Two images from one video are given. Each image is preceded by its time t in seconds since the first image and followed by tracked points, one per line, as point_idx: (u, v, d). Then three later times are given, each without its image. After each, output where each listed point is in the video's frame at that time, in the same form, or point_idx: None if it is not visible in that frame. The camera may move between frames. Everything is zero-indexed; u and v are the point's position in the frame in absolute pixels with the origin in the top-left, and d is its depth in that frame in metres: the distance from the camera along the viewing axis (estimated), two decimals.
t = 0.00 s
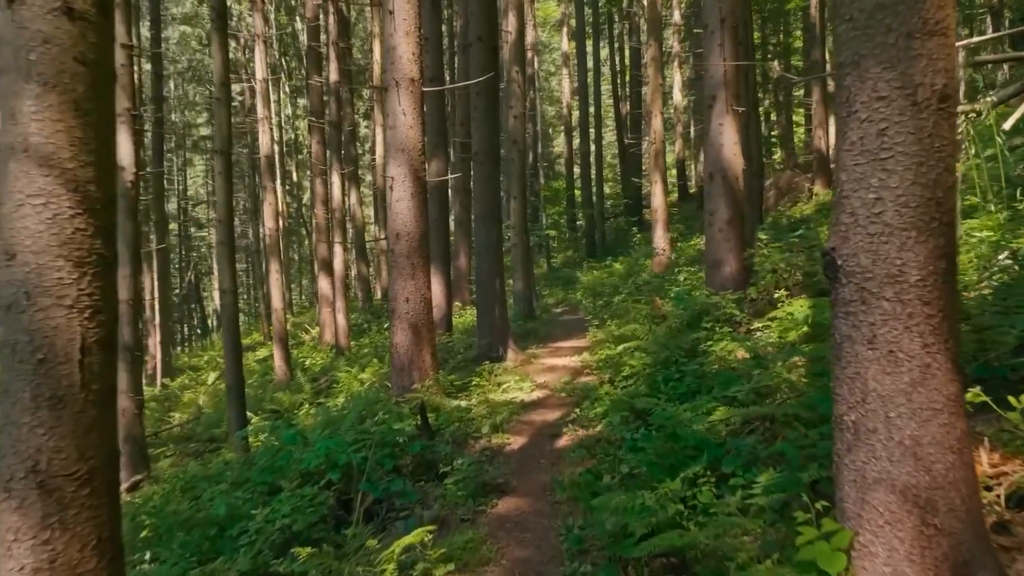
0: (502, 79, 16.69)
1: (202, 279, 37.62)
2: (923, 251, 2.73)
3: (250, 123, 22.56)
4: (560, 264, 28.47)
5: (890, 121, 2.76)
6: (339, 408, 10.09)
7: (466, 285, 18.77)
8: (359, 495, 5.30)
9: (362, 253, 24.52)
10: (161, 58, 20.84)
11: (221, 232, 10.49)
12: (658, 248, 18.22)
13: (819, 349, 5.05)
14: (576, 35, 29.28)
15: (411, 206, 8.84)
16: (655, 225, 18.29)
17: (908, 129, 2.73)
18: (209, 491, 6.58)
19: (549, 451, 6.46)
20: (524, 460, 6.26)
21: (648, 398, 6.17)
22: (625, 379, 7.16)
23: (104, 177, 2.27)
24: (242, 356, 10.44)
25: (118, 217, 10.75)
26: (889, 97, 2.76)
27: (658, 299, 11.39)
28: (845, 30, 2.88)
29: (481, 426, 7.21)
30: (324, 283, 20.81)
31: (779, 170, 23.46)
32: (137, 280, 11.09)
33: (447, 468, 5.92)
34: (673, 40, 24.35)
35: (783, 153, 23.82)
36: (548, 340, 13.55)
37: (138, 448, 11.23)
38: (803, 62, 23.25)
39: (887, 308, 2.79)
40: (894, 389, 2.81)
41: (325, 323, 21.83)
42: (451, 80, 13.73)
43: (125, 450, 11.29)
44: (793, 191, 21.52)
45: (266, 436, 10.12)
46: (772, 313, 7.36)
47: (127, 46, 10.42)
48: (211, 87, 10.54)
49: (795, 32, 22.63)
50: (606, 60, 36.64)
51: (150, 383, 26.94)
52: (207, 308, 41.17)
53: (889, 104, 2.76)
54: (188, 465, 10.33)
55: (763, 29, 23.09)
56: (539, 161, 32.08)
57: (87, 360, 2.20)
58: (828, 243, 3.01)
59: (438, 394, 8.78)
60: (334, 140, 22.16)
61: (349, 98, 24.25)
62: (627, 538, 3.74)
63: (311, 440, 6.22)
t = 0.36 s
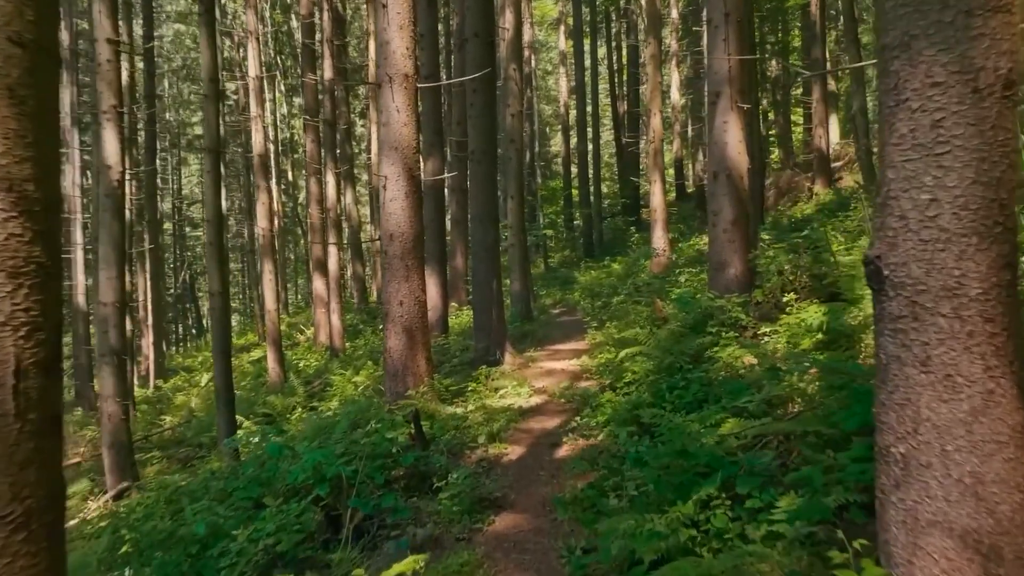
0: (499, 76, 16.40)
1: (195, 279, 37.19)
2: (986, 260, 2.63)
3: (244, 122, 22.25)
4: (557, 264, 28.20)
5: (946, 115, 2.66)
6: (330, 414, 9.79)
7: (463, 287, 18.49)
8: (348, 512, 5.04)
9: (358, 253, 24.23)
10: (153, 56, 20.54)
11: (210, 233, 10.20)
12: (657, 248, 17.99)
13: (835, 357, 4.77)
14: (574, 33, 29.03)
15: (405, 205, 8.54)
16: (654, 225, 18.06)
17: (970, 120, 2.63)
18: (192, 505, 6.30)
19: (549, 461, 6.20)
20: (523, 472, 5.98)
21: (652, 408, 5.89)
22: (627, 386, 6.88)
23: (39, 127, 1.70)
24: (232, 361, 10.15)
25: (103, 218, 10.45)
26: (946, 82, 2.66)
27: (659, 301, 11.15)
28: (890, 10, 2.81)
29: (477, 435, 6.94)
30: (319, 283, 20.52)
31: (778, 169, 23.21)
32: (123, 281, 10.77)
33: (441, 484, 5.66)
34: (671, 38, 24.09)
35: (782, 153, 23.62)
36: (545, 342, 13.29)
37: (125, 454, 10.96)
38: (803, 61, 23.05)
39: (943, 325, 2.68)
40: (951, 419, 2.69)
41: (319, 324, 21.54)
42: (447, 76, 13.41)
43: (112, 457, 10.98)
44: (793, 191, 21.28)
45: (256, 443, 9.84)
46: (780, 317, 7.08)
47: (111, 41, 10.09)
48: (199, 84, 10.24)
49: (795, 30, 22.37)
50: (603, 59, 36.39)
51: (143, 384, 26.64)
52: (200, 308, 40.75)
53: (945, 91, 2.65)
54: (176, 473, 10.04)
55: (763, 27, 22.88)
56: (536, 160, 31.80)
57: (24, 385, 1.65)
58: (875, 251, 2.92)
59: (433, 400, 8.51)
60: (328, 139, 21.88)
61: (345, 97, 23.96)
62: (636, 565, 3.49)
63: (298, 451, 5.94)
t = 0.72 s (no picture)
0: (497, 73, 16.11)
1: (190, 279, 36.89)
2: None
3: (237, 119, 21.93)
4: (554, 264, 27.96)
5: None
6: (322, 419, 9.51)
7: (459, 285, 18.45)
8: (336, 525, 4.77)
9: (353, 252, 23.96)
10: (145, 53, 20.27)
11: (198, 231, 9.88)
12: (656, 248, 17.75)
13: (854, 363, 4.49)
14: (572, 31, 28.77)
15: (398, 203, 8.24)
16: (654, 225, 17.81)
17: None
18: (172, 517, 5.99)
19: (548, 470, 5.94)
20: (521, 483, 5.71)
21: (657, 415, 5.61)
22: (630, 391, 6.59)
23: None
24: (221, 363, 9.86)
25: (87, 215, 10.10)
26: None
27: (660, 302, 10.89)
28: None
29: (474, 442, 6.67)
30: (313, 283, 20.24)
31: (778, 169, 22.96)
32: (110, 281, 10.43)
33: (433, 497, 5.43)
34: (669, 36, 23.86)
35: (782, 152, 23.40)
36: (543, 344, 13.03)
37: (112, 459, 10.62)
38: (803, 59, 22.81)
39: None
40: None
41: (314, 324, 21.26)
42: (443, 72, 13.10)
43: (98, 463, 10.63)
44: (794, 191, 21.01)
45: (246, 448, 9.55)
46: (789, 320, 6.81)
47: (96, 33, 9.74)
48: (187, 77, 9.91)
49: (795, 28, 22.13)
50: (602, 58, 36.14)
51: (136, 386, 26.35)
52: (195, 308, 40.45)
53: None
54: (162, 479, 9.74)
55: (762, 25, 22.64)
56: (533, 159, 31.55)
57: None
58: (940, 245, 2.39)
59: (427, 404, 8.22)
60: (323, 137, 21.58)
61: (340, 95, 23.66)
62: None
63: (283, 461, 5.65)
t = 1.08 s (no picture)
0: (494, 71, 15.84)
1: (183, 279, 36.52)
2: None
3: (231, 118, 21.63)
4: (550, 264, 27.71)
5: None
6: (312, 424, 9.23)
7: (456, 285, 18.19)
8: (325, 541, 4.48)
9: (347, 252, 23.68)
10: (139, 50, 19.99)
11: (187, 231, 9.57)
12: (655, 248, 17.50)
13: (873, 368, 4.24)
14: (570, 30, 28.54)
15: (392, 201, 7.96)
16: (653, 225, 17.58)
17: None
18: (154, 530, 5.71)
19: (548, 480, 5.69)
20: (519, 495, 5.44)
21: (663, 423, 5.35)
22: (633, 397, 6.33)
23: None
24: (209, 366, 9.57)
25: (73, 214, 9.77)
26: None
27: (661, 303, 10.65)
28: None
29: (470, 451, 6.41)
30: (308, 283, 19.96)
31: (777, 168, 22.71)
32: (97, 282, 10.10)
33: (427, 510, 5.17)
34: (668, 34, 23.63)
35: (781, 152, 23.20)
36: (540, 345, 12.78)
37: (98, 465, 10.30)
38: (803, 59, 22.59)
39: None
40: None
41: (308, 325, 20.98)
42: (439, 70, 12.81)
43: (83, 469, 10.29)
44: (794, 190, 20.74)
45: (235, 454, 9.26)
46: (798, 322, 6.56)
47: (83, 26, 9.42)
48: (175, 70, 9.60)
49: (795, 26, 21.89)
50: (599, 57, 35.91)
51: (128, 387, 26.05)
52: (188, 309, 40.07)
53: None
54: (149, 486, 9.44)
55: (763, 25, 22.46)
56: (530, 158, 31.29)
57: None
58: None
59: (422, 409, 7.95)
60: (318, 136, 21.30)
61: (335, 93, 23.38)
62: None
63: (270, 471, 5.37)
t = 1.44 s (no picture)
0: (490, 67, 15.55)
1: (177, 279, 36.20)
2: None
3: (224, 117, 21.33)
4: (547, 264, 27.48)
5: None
6: (303, 430, 8.94)
7: (451, 285, 17.90)
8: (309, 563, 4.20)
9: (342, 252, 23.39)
10: (131, 47, 19.72)
11: (173, 230, 9.27)
12: (653, 248, 17.26)
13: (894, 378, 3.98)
14: (567, 28, 28.29)
15: (384, 199, 7.67)
16: (651, 225, 17.33)
17: None
18: (132, 546, 5.43)
19: (546, 493, 5.43)
20: (516, 509, 5.17)
21: (669, 432, 5.07)
22: (635, 403, 6.05)
23: None
24: (196, 370, 9.26)
25: (56, 213, 9.44)
26: None
27: (662, 304, 10.38)
28: None
29: (465, 461, 6.14)
30: (301, 283, 19.67)
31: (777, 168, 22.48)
32: (81, 283, 9.76)
33: (419, 528, 4.90)
34: (665, 32, 23.40)
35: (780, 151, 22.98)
36: (537, 347, 12.50)
37: (84, 472, 9.92)
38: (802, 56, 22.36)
39: None
40: None
41: (302, 326, 20.70)
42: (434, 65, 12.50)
43: (67, 475, 9.86)
44: (793, 189, 20.48)
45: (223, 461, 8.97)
46: (807, 325, 6.29)
47: (67, 18, 9.09)
48: (160, 65, 9.30)
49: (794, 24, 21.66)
50: (596, 56, 35.66)
51: (120, 389, 25.75)
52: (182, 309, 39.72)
53: None
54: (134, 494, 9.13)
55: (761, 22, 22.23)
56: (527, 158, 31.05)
57: None
58: None
59: (415, 415, 7.66)
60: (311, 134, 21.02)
61: (329, 91, 23.08)
62: None
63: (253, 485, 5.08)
